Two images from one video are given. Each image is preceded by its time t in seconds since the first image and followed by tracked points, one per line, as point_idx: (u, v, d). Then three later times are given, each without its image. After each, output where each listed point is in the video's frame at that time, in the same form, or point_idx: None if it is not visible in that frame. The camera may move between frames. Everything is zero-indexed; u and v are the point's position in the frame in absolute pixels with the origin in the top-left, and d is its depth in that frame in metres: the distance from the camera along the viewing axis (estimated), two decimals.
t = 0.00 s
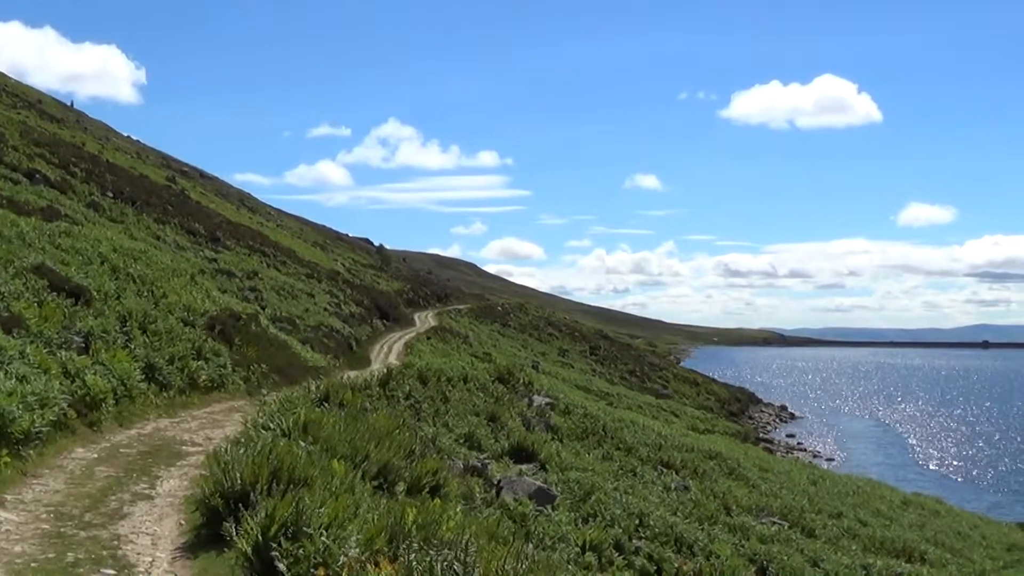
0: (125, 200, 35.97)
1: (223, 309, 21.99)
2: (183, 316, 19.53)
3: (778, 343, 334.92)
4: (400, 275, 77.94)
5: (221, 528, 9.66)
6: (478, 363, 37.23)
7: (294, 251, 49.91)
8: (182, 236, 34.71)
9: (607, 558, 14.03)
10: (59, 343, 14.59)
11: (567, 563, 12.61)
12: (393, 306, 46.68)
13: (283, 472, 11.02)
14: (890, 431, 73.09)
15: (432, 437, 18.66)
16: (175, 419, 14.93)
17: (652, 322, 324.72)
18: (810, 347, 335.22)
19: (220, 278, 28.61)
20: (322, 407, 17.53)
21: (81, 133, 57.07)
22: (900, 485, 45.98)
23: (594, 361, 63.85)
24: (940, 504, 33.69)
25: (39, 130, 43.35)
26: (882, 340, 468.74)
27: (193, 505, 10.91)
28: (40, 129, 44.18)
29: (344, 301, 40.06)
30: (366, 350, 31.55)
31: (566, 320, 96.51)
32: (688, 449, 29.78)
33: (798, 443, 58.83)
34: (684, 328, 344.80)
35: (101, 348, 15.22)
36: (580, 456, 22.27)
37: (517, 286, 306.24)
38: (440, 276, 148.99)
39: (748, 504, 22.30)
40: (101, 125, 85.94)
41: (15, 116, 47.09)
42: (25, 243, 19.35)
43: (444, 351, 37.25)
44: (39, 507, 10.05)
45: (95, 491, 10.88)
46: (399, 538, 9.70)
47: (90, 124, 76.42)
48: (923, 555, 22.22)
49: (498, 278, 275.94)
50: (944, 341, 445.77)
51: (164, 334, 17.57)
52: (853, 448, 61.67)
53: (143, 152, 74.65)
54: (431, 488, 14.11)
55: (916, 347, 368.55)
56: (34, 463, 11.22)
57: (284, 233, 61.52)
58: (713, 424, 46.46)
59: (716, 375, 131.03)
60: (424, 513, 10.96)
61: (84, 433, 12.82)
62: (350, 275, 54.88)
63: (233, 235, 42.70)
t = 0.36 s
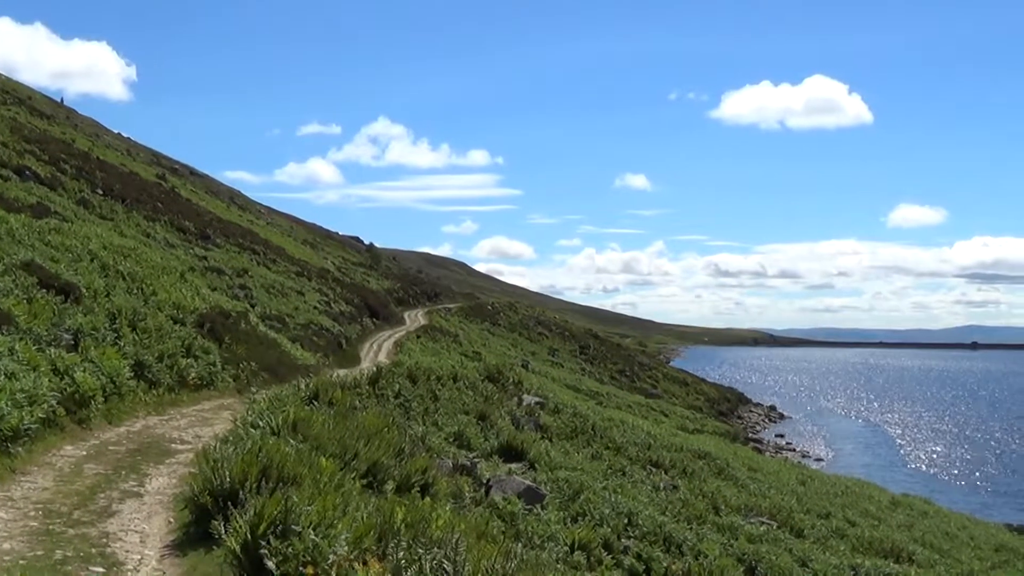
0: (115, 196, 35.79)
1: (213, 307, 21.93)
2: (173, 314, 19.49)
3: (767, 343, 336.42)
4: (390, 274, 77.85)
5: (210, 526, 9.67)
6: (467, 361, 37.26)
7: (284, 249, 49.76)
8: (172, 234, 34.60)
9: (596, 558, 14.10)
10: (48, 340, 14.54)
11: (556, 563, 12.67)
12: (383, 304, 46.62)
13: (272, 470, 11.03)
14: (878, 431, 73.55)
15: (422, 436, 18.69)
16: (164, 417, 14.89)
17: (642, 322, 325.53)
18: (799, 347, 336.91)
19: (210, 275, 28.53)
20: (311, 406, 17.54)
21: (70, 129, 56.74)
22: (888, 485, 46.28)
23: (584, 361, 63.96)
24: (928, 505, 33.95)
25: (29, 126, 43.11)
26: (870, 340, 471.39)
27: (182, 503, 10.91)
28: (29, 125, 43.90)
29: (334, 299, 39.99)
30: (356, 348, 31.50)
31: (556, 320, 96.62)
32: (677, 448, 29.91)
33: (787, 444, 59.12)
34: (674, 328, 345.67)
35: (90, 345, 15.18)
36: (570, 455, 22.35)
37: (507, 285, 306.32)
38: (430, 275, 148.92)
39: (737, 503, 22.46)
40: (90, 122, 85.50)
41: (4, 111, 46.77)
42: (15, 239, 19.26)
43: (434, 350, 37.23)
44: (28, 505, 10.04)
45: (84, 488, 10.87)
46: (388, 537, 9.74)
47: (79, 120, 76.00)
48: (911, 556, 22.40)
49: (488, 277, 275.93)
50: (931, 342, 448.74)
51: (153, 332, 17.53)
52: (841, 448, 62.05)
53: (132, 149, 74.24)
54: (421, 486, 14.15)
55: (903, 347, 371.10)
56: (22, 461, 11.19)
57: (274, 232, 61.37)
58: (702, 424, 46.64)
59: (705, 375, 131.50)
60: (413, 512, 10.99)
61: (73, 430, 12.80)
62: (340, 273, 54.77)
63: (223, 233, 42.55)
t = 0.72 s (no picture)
0: (106, 200, 35.66)
1: (204, 310, 21.89)
2: (164, 316, 19.45)
3: (758, 345, 337.67)
4: (381, 276, 77.80)
5: (202, 530, 9.67)
6: (458, 364, 37.25)
7: (276, 252, 49.64)
8: (163, 236, 34.51)
9: (588, 560, 14.15)
10: (38, 343, 14.48)
11: (547, 565, 12.72)
12: (374, 307, 46.56)
13: (263, 473, 11.03)
14: (868, 433, 73.94)
15: (413, 438, 18.69)
16: (155, 420, 14.86)
17: (633, 324, 326.20)
18: (789, 349, 338.33)
19: (201, 278, 28.47)
20: (302, 408, 17.55)
21: (61, 132, 56.50)
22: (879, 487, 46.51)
23: (575, 363, 64.06)
24: (919, 506, 34.18)
25: (19, 129, 42.91)
26: (860, 342, 473.66)
27: (173, 506, 10.88)
28: (19, 127, 43.69)
29: (325, 302, 39.94)
30: (347, 351, 31.46)
31: (547, 322, 96.66)
32: (669, 450, 30.01)
33: (778, 445, 59.35)
34: (664, 330, 346.43)
35: (80, 348, 15.14)
36: (561, 457, 22.40)
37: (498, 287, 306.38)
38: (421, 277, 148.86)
39: (728, 505, 22.58)
40: (80, 124, 85.15)
41: None
42: (5, 243, 19.19)
43: (425, 352, 37.24)
44: (19, 508, 10.01)
45: (74, 492, 10.85)
46: (380, 540, 9.76)
47: (69, 122, 75.64)
48: (903, 557, 22.56)
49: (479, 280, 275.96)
50: (919, 343, 451.43)
51: (144, 335, 17.48)
52: (832, 450, 62.33)
53: (123, 151, 73.96)
54: (412, 489, 14.16)
55: (893, 349, 372.99)
56: (13, 464, 11.16)
57: (266, 234, 61.22)
58: (693, 426, 46.78)
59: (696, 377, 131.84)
60: (404, 515, 10.99)
61: (63, 433, 12.75)
62: (331, 276, 54.67)
63: (214, 236, 42.46)
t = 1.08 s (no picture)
0: (94, 201, 35.48)
1: (191, 312, 21.82)
2: (151, 318, 19.40)
3: (745, 349, 339.20)
4: (370, 279, 77.65)
5: (189, 532, 9.69)
6: (446, 367, 37.24)
7: (264, 254, 49.51)
8: (150, 238, 34.38)
9: (575, 563, 14.21)
10: (26, 344, 14.44)
11: (535, 568, 12.77)
12: (362, 309, 46.50)
13: (250, 476, 11.05)
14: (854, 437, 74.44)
15: (401, 441, 18.71)
16: (142, 422, 14.82)
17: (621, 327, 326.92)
18: (775, 352, 340.02)
19: (188, 280, 28.34)
20: (290, 411, 17.54)
21: (48, 133, 56.14)
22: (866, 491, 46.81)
23: (563, 366, 64.16)
24: (905, 510, 34.49)
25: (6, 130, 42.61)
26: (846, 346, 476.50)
27: (160, 508, 10.89)
28: (5, 128, 43.37)
29: (313, 304, 39.84)
30: (335, 353, 31.40)
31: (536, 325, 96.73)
32: (656, 454, 30.11)
33: (765, 449, 59.65)
34: (651, 333, 347.39)
35: (68, 350, 15.10)
36: (548, 460, 22.46)
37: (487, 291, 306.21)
38: (408, 280, 148.73)
39: (716, 508, 22.73)
40: (68, 124, 84.65)
41: None
42: None
43: (413, 355, 37.19)
44: (4, 510, 10.00)
45: (61, 494, 10.83)
46: (367, 543, 9.81)
47: (56, 123, 75.16)
48: (889, 561, 22.72)
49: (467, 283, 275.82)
50: (905, 347, 454.66)
51: (131, 336, 17.45)
52: (819, 454, 62.70)
53: (110, 153, 73.58)
54: (400, 492, 14.19)
55: (878, 352, 375.39)
56: None
57: (254, 237, 61.02)
58: (681, 429, 46.95)
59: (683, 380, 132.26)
60: (391, 517, 11.04)
61: (50, 435, 12.72)
62: (320, 278, 54.54)
63: (202, 238, 42.28)
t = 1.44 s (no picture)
0: (82, 204, 35.30)
1: (180, 315, 21.76)
2: (140, 321, 19.34)
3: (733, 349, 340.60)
4: (359, 280, 77.51)
5: (178, 535, 9.71)
6: (435, 369, 37.22)
7: (253, 257, 49.33)
8: (139, 241, 34.21)
9: (565, 564, 14.24)
10: (13, 347, 14.40)
11: (525, 569, 12.83)
12: (351, 311, 46.44)
13: (239, 478, 11.06)
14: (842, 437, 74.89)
15: (390, 443, 18.73)
16: (131, 425, 14.78)
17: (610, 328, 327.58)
18: (764, 352, 341.59)
19: (177, 283, 28.24)
20: (279, 414, 17.51)
21: (35, 135, 55.77)
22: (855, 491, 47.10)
23: (552, 367, 64.25)
24: (894, 509, 34.75)
25: None
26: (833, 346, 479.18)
27: (149, 511, 10.89)
28: None
29: (302, 307, 39.73)
30: (324, 355, 31.34)
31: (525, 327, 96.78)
32: (646, 454, 30.24)
33: (754, 449, 59.90)
34: (640, 334, 348.21)
35: (56, 353, 15.05)
36: (537, 461, 22.53)
37: (476, 292, 306.12)
38: (397, 281, 148.46)
39: (706, 509, 22.87)
40: (54, 126, 83.99)
41: None
42: None
43: (402, 357, 37.17)
44: None
45: (50, 497, 10.81)
46: (356, 545, 9.84)
47: (42, 125, 74.68)
48: (879, 561, 22.91)
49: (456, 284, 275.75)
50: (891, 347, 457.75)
51: (120, 339, 17.41)
52: (808, 454, 63.05)
53: (98, 155, 73.22)
54: (389, 494, 14.21)
55: (865, 352, 377.68)
56: None
57: (243, 239, 60.80)
58: (670, 430, 47.14)
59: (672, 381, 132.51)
60: (381, 519, 11.08)
61: (39, 438, 12.68)
62: (309, 280, 54.44)
63: (191, 240, 42.10)
